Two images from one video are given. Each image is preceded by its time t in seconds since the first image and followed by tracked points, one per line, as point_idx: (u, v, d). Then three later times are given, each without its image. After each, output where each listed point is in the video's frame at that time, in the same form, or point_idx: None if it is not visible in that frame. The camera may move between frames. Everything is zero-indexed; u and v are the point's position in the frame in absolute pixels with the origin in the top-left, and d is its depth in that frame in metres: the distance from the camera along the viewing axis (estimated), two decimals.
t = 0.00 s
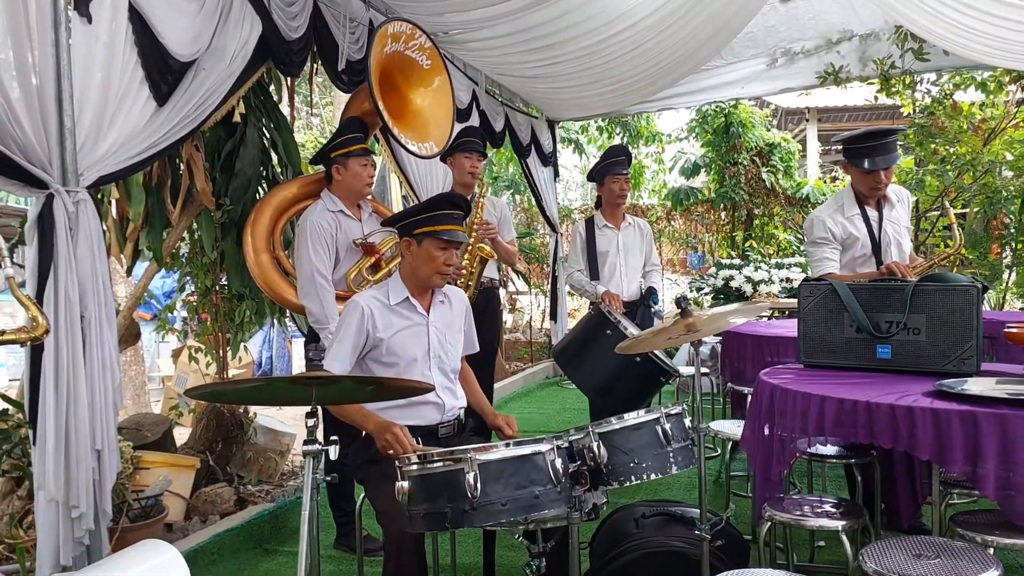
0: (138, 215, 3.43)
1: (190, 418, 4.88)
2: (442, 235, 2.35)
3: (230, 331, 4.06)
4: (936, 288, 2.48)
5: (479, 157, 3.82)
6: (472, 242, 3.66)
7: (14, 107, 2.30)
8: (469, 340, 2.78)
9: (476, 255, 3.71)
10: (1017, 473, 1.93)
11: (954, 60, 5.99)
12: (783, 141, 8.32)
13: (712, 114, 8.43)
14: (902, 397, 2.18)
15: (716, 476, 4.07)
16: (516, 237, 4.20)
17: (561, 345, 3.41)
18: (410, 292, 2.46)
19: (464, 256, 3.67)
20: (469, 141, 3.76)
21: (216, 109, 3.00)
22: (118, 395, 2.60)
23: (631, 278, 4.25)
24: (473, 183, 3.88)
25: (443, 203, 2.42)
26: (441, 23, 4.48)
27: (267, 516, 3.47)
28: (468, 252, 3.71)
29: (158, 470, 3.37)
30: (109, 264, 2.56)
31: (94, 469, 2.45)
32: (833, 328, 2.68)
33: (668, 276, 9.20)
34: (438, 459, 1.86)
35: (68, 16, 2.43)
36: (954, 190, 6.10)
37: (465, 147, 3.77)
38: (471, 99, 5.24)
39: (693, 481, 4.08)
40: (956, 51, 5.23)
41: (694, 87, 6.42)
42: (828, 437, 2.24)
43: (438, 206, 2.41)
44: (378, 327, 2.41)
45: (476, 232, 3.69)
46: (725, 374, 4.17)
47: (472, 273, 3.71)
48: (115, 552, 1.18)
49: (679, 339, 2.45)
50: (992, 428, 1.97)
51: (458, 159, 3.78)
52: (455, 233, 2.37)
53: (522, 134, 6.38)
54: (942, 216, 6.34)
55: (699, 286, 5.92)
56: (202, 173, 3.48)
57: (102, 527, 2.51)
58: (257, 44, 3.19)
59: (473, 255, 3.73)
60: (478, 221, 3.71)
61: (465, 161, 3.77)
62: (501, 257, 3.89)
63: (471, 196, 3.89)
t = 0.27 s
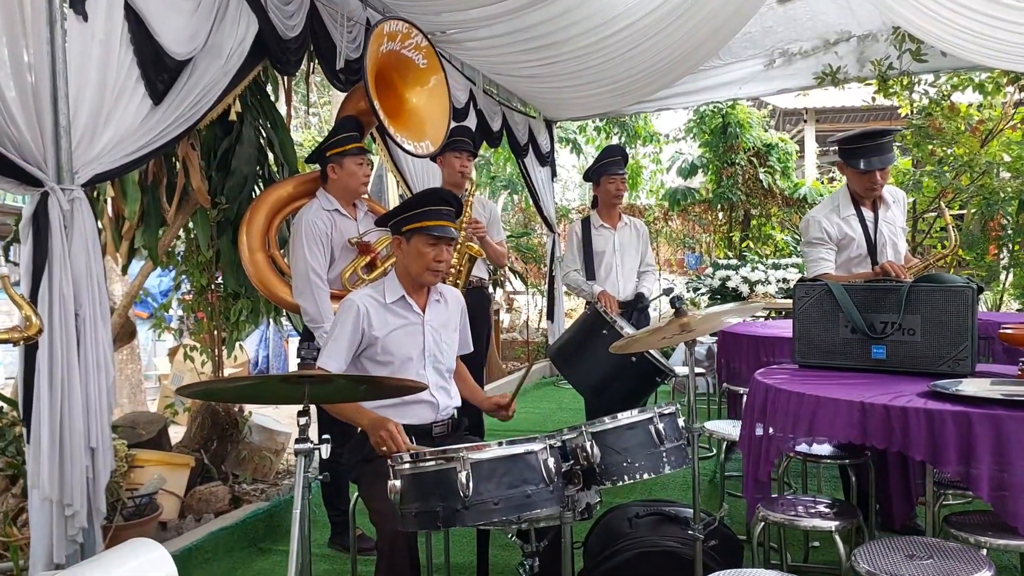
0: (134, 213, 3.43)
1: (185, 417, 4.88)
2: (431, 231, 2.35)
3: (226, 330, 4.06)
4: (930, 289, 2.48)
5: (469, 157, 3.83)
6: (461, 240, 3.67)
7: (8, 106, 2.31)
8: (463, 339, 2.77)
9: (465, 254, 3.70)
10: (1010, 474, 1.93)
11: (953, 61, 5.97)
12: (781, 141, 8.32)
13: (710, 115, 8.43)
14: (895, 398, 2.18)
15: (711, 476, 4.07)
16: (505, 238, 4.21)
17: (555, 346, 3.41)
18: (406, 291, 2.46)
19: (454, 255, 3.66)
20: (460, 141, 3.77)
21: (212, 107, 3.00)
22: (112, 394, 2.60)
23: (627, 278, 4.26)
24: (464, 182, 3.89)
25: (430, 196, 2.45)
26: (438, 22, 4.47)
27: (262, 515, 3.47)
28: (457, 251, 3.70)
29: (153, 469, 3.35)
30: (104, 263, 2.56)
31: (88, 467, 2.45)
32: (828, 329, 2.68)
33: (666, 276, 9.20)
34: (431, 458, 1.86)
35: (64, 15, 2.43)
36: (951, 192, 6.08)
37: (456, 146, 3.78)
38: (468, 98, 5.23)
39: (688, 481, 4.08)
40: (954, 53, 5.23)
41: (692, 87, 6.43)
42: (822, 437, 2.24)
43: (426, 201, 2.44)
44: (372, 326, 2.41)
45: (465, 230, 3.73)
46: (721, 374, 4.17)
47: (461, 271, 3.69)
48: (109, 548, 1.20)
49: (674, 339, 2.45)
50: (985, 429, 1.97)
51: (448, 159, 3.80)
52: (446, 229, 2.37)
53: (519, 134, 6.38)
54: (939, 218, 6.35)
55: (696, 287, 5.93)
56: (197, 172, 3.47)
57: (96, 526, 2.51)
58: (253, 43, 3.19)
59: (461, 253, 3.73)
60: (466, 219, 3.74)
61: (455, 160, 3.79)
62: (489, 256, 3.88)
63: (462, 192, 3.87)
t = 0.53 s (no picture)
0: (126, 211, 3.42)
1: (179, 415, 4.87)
2: (421, 227, 2.36)
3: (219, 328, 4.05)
4: (922, 289, 2.48)
5: (458, 156, 3.82)
6: (451, 240, 3.61)
7: None
8: (457, 336, 2.75)
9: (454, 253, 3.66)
10: (1000, 473, 1.94)
11: (948, 61, 5.92)
12: (776, 141, 8.33)
13: (706, 115, 8.44)
14: (886, 397, 2.18)
15: (705, 476, 4.08)
16: (495, 237, 4.20)
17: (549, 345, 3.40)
18: (399, 289, 2.46)
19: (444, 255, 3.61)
20: (449, 140, 3.76)
21: (205, 104, 2.98)
22: (103, 393, 2.59)
23: (621, 277, 4.26)
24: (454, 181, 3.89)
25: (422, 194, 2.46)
26: (433, 20, 4.46)
27: (254, 513, 3.46)
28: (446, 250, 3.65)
29: (146, 467, 3.36)
30: (95, 260, 2.55)
31: (78, 465, 2.44)
32: (820, 329, 2.68)
33: (661, 275, 9.21)
34: (421, 457, 1.86)
35: (55, 11, 2.42)
36: (945, 192, 6.13)
37: (446, 145, 3.77)
38: (463, 97, 5.23)
39: (681, 480, 4.09)
40: (948, 53, 5.24)
41: (688, 87, 6.43)
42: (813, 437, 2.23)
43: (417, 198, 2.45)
44: (364, 323, 2.41)
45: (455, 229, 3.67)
46: (715, 374, 4.18)
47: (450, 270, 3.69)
48: (104, 540, 1.22)
49: (665, 338, 2.45)
50: (975, 428, 1.97)
51: (437, 158, 3.80)
52: (437, 225, 2.37)
53: (515, 133, 6.38)
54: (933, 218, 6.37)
55: (691, 286, 5.94)
56: (190, 169, 3.46)
57: (87, 524, 2.50)
58: (247, 40, 3.17)
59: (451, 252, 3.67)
60: (456, 219, 3.70)
61: (444, 160, 3.78)
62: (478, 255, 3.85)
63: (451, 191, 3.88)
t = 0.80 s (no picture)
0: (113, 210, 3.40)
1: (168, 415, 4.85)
2: (407, 225, 2.35)
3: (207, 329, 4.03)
4: (909, 289, 2.49)
5: (445, 156, 3.84)
6: (438, 241, 3.60)
7: None
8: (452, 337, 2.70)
9: (441, 254, 3.67)
10: (986, 474, 1.94)
11: (935, 63, 5.97)
12: (766, 142, 8.35)
13: (696, 115, 8.46)
14: (873, 397, 2.19)
15: (694, 476, 4.09)
16: (482, 237, 4.20)
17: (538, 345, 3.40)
18: (388, 288, 2.45)
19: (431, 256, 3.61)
20: (436, 141, 3.77)
21: (193, 104, 2.97)
22: (90, 394, 2.57)
23: (611, 277, 4.26)
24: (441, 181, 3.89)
25: (409, 193, 2.45)
26: (424, 20, 4.46)
27: (242, 514, 3.45)
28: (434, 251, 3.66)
29: (133, 469, 3.33)
30: (82, 260, 2.53)
31: (64, 467, 2.42)
32: (809, 330, 2.69)
33: (652, 275, 9.23)
34: (408, 458, 1.86)
35: (42, 10, 2.40)
36: (934, 192, 6.13)
37: (432, 146, 3.78)
38: (454, 96, 5.22)
39: (671, 480, 4.10)
40: (937, 55, 5.26)
41: (678, 87, 6.44)
42: (801, 437, 2.24)
43: (405, 197, 2.44)
44: (352, 320, 2.40)
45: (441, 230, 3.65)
46: (704, 374, 4.19)
47: (439, 271, 3.70)
48: (87, 536, 1.24)
49: (654, 338, 2.45)
50: (962, 429, 1.98)
51: (423, 158, 3.80)
52: (424, 223, 2.37)
53: (506, 133, 6.37)
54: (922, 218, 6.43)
55: (681, 286, 5.96)
56: (178, 169, 3.45)
57: (72, 526, 2.48)
58: (236, 39, 3.16)
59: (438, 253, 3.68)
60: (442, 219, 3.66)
61: (430, 160, 3.79)
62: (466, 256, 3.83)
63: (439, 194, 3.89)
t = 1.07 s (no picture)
0: (104, 210, 3.39)
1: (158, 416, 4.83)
2: (396, 224, 2.35)
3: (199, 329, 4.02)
4: (899, 290, 2.50)
5: (435, 156, 3.83)
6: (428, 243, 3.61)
7: None
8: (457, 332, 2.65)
9: (431, 256, 3.70)
10: (975, 474, 1.96)
11: (925, 65, 6.01)
12: (758, 142, 8.37)
13: (688, 116, 8.47)
14: (863, 398, 2.20)
15: (685, 476, 4.10)
16: (472, 238, 4.20)
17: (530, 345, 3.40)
18: (380, 288, 2.45)
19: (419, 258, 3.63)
20: (426, 141, 3.76)
21: (184, 104, 2.96)
22: (80, 395, 2.56)
23: (603, 277, 4.27)
24: (431, 181, 3.89)
25: (399, 192, 2.44)
26: (416, 20, 4.46)
27: (233, 516, 3.44)
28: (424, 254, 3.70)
29: (122, 470, 3.33)
30: (72, 261, 2.52)
31: (54, 468, 2.41)
32: (799, 330, 2.70)
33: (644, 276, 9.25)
34: (398, 460, 1.86)
35: (32, 9, 2.39)
36: (925, 192, 6.12)
37: (422, 146, 3.78)
38: (446, 97, 5.23)
39: (662, 480, 4.11)
40: (927, 56, 5.29)
41: (670, 88, 6.45)
42: (792, 438, 2.25)
43: (395, 196, 2.43)
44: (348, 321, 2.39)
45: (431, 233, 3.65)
46: (695, 374, 4.20)
47: (429, 272, 3.72)
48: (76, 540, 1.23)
49: (647, 339, 2.44)
50: (951, 430, 1.99)
51: (414, 159, 3.80)
52: (415, 222, 2.37)
53: (498, 133, 6.37)
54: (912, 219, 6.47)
55: (673, 287, 5.97)
56: (169, 169, 3.44)
57: (63, 527, 2.47)
58: (227, 40, 3.15)
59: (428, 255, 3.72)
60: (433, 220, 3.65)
61: (420, 160, 3.78)
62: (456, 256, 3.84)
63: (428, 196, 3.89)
